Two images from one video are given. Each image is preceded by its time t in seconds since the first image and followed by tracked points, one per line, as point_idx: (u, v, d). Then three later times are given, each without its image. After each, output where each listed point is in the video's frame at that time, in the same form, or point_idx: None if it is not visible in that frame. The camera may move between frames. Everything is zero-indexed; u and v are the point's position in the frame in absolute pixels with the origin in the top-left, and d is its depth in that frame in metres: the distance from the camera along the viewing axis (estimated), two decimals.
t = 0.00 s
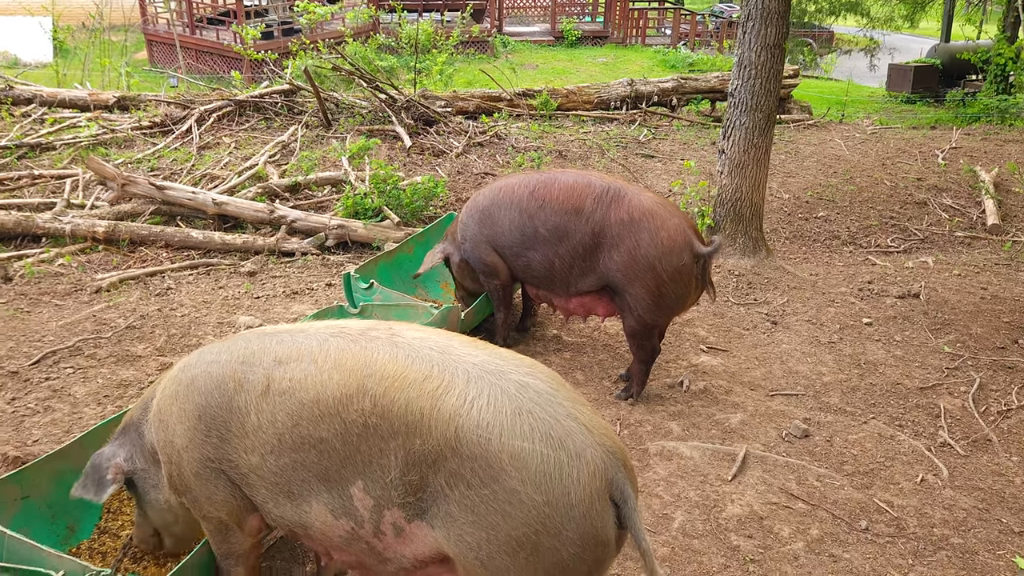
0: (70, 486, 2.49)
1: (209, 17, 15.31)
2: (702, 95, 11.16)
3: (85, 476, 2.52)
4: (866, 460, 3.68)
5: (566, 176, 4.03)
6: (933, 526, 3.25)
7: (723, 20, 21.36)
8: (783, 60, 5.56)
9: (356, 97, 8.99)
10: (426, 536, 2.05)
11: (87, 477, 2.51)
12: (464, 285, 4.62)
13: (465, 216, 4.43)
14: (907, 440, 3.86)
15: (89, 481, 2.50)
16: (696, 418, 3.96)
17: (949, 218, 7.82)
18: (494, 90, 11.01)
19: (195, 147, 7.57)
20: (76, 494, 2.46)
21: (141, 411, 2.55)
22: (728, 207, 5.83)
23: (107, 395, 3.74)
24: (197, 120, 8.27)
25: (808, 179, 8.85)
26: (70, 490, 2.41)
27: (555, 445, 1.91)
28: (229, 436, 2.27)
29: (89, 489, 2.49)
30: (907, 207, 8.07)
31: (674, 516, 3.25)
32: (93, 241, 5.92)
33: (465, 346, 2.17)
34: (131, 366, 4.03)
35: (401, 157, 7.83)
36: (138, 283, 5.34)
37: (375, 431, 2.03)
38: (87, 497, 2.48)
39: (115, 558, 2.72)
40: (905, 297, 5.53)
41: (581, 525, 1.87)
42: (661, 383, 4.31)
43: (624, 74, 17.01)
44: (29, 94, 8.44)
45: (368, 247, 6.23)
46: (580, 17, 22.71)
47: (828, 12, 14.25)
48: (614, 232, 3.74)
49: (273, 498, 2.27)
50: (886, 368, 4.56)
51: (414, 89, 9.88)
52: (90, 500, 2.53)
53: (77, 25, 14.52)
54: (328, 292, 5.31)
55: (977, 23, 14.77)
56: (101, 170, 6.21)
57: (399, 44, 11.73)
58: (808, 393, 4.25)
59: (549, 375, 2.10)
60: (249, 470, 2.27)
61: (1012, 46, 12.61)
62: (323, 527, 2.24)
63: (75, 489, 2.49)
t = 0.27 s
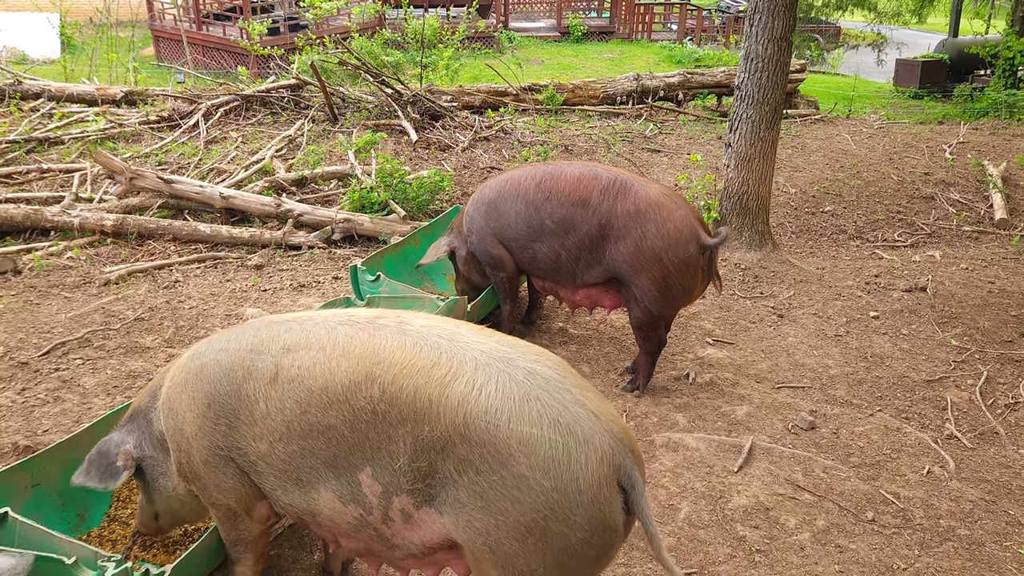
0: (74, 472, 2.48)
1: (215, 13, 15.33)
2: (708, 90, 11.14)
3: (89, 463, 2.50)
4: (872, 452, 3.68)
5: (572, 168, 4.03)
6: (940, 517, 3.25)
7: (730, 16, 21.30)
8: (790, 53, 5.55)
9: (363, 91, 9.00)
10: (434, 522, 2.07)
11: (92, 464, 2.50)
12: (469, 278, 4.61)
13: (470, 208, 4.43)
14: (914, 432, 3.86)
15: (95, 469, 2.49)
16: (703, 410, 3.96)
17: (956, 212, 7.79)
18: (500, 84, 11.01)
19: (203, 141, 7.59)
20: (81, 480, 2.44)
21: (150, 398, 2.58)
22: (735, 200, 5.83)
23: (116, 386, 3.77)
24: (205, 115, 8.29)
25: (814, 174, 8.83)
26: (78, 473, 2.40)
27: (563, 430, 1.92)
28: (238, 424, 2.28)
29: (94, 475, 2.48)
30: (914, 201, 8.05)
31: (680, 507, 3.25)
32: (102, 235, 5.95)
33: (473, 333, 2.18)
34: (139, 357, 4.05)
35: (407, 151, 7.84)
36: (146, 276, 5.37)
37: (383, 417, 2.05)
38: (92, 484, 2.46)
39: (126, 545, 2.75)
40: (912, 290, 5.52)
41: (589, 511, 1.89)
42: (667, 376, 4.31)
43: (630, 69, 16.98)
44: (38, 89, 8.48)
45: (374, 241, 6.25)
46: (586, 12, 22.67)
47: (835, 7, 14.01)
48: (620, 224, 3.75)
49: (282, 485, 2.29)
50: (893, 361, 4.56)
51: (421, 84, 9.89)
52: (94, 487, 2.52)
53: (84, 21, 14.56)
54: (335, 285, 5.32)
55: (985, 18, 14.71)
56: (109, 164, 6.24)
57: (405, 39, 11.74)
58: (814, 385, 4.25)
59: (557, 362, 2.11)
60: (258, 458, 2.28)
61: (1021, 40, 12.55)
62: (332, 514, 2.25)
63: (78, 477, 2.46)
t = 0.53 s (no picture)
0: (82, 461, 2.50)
1: (224, 9, 15.36)
2: (716, 86, 11.12)
3: (98, 454, 2.51)
4: (879, 446, 3.67)
5: (580, 162, 4.03)
6: (947, 511, 3.25)
7: (738, 13, 21.25)
8: (798, 48, 5.54)
9: (370, 87, 9.02)
10: (442, 510, 2.08)
11: (100, 454, 2.52)
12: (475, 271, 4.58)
13: (477, 202, 4.43)
14: (921, 427, 3.86)
15: (103, 459, 2.50)
16: (709, 404, 3.97)
17: (965, 209, 7.77)
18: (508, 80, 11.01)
19: (211, 136, 7.62)
20: (88, 469, 2.45)
21: (159, 387, 2.60)
22: (742, 196, 5.82)
23: (126, 377, 3.80)
24: (213, 109, 8.32)
25: (822, 170, 8.81)
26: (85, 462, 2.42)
27: (571, 418, 1.93)
28: (248, 412, 2.30)
29: (102, 463, 2.50)
30: (923, 198, 8.03)
31: (686, 499, 3.26)
32: (111, 228, 5.98)
33: (481, 321, 2.20)
34: (149, 349, 4.08)
35: (415, 146, 7.85)
36: (155, 269, 5.40)
37: (392, 405, 2.06)
38: (99, 476, 2.46)
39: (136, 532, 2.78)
40: (920, 286, 5.51)
41: (596, 498, 1.90)
42: (674, 369, 4.32)
43: (638, 66, 16.96)
44: (47, 84, 8.52)
45: (382, 235, 6.26)
46: (594, 9, 22.65)
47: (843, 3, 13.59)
48: (627, 217, 3.75)
49: (292, 473, 2.30)
50: (900, 356, 4.56)
51: (428, 79, 9.90)
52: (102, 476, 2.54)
53: (94, 17, 14.61)
54: (343, 279, 5.34)
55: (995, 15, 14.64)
56: (119, 157, 6.27)
57: (413, 35, 11.75)
58: (821, 380, 4.25)
59: (565, 349, 2.12)
60: (268, 445, 2.30)
61: None
62: (341, 502, 2.27)
63: (85, 468, 2.47)
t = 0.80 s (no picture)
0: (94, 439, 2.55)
1: (234, 4, 15.40)
2: (725, 85, 11.11)
3: (110, 431, 2.57)
4: (886, 442, 3.68)
5: (589, 156, 4.03)
6: (954, 507, 3.25)
7: (747, 13, 21.22)
8: (809, 46, 5.54)
9: (380, 82, 9.04)
10: (452, 494, 2.10)
11: (112, 431, 2.57)
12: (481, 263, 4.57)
13: (485, 196, 4.40)
14: (929, 423, 3.86)
15: (115, 436, 2.56)
16: (717, 398, 3.97)
17: (974, 209, 7.75)
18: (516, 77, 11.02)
19: (221, 129, 7.64)
20: (102, 445, 2.52)
21: (170, 370, 2.63)
22: (751, 192, 5.82)
23: (136, 365, 3.82)
24: (223, 103, 8.34)
25: (831, 169, 8.80)
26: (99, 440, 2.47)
27: (582, 402, 1.94)
28: (260, 396, 2.31)
29: (115, 441, 2.56)
30: (932, 198, 8.02)
31: (693, 491, 3.27)
32: (122, 219, 6.02)
33: (493, 307, 2.21)
34: (159, 337, 4.10)
35: (424, 141, 7.86)
36: (165, 260, 5.43)
37: (404, 389, 2.08)
38: (112, 452, 2.52)
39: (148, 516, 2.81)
40: (929, 285, 5.50)
41: (606, 482, 1.91)
42: (681, 364, 4.32)
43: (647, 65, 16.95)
44: (59, 76, 8.56)
45: (391, 229, 6.28)
46: (603, 8, 22.64)
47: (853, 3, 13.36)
48: (636, 210, 3.76)
49: (302, 457, 2.32)
50: (908, 353, 4.55)
51: (437, 75, 9.91)
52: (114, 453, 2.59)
53: (105, 11, 14.66)
54: (351, 272, 5.36)
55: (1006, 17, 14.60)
56: (130, 149, 6.31)
57: (422, 32, 11.77)
58: (829, 376, 4.25)
59: (575, 336, 2.14)
60: (279, 430, 2.32)
61: None
62: (351, 486, 2.28)
63: (99, 443, 2.53)
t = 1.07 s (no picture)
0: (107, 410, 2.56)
1: None
2: (737, 81, 11.09)
3: (123, 404, 2.58)
4: (897, 436, 3.67)
5: (601, 146, 4.01)
6: (965, 500, 3.25)
7: (760, 10, 21.15)
8: (823, 40, 5.52)
9: (392, 74, 9.05)
10: (466, 476, 2.11)
11: (125, 405, 2.58)
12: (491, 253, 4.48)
13: (493, 186, 4.30)
14: (940, 418, 3.86)
15: (128, 411, 2.57)
16: (727, 390, 3.97)
17: (987, 208, 7.72)
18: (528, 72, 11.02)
19: (234, 119, 7.67)
20: (114, 417, 2.53)
21: (188, 350, 2.64)
22: (763, 187, 5.81)
23: (150, 349, 3.85)
24: (236, 94, 8.37)
25: (843, 166, 8.78)
26: (114, 413, 2.48)
27: (597, 384, 1.96)
28: (276, 377, 2.33)
29: (127, 415, 2.57)
30: (944, 196, 7.99)
31: (704, 481, 3.27)
32: (135, 207, 6.05)
33: (508, 291, 2.22)
34: (173, 323, 4.13)
35: (436, 134, 7.87)
36: (178, 248, 5.46)
37: (420, 369, 2.09)
38: (123, 425, 2.54)
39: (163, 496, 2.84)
40: (941, 282, 5.49)
41: (620, 463, 1.92)
42: (692, 356, 4.32)
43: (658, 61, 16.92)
44: (74, 65, 8.61)
45: (402, 220, 6.30)
46: (615, 4, 22.60)
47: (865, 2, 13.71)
48: (649, 201, 3.75)
49: (317, 438, 2.34)
50: (919, 349, 4.54)
51: (449, 68, 9.92)
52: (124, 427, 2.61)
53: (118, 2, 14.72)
54: (363, 261, 5.38)
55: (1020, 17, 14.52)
56: (143, 138, 6.34)
57: (435, 25, 11.78)
58: (840, 370, 4.25)
59: (590, 319, 2.15)
60: (294, 410, 2.33)
61: None
62: (365, 467, 2.30)
63: (111, 415, 2.54)
